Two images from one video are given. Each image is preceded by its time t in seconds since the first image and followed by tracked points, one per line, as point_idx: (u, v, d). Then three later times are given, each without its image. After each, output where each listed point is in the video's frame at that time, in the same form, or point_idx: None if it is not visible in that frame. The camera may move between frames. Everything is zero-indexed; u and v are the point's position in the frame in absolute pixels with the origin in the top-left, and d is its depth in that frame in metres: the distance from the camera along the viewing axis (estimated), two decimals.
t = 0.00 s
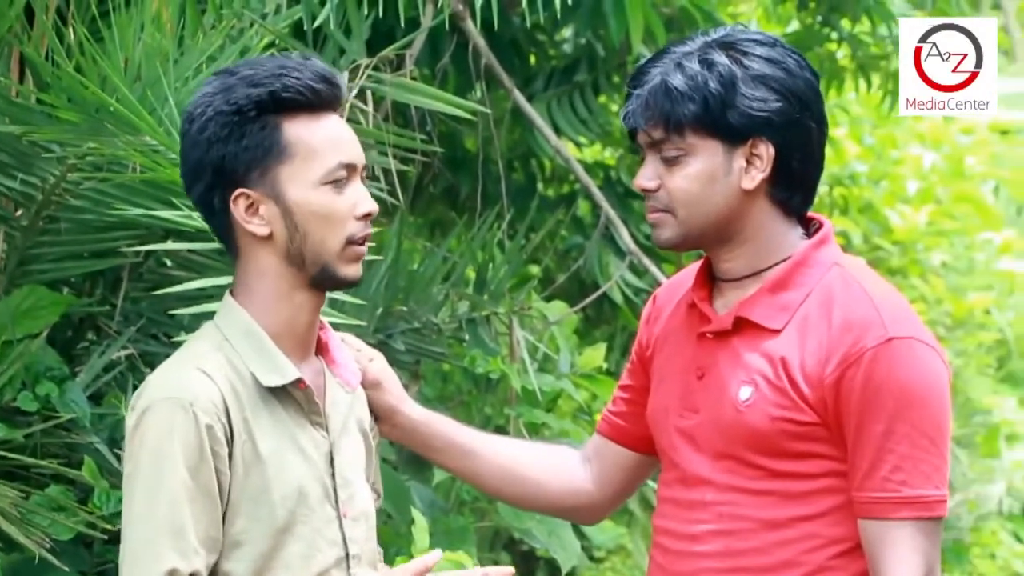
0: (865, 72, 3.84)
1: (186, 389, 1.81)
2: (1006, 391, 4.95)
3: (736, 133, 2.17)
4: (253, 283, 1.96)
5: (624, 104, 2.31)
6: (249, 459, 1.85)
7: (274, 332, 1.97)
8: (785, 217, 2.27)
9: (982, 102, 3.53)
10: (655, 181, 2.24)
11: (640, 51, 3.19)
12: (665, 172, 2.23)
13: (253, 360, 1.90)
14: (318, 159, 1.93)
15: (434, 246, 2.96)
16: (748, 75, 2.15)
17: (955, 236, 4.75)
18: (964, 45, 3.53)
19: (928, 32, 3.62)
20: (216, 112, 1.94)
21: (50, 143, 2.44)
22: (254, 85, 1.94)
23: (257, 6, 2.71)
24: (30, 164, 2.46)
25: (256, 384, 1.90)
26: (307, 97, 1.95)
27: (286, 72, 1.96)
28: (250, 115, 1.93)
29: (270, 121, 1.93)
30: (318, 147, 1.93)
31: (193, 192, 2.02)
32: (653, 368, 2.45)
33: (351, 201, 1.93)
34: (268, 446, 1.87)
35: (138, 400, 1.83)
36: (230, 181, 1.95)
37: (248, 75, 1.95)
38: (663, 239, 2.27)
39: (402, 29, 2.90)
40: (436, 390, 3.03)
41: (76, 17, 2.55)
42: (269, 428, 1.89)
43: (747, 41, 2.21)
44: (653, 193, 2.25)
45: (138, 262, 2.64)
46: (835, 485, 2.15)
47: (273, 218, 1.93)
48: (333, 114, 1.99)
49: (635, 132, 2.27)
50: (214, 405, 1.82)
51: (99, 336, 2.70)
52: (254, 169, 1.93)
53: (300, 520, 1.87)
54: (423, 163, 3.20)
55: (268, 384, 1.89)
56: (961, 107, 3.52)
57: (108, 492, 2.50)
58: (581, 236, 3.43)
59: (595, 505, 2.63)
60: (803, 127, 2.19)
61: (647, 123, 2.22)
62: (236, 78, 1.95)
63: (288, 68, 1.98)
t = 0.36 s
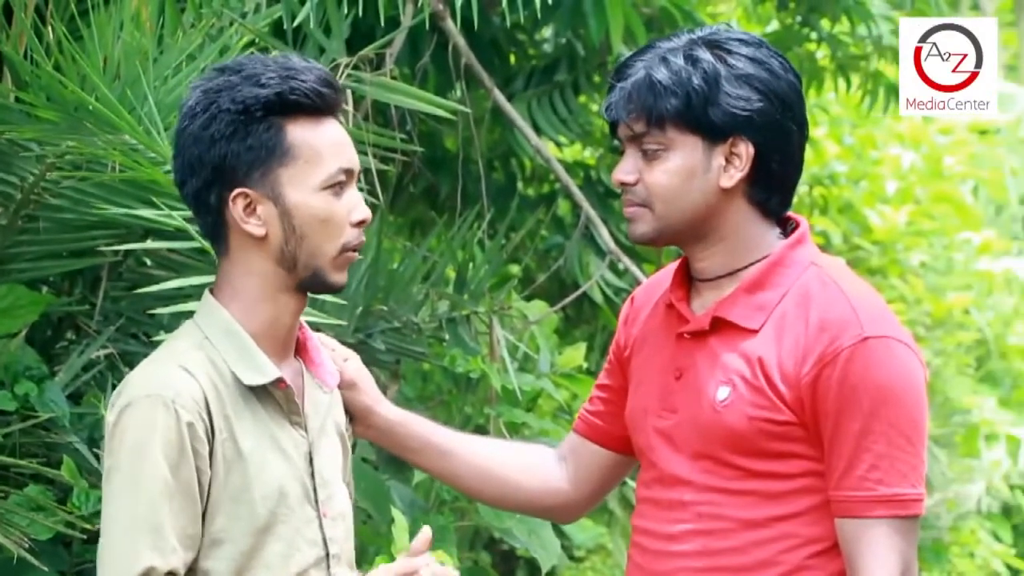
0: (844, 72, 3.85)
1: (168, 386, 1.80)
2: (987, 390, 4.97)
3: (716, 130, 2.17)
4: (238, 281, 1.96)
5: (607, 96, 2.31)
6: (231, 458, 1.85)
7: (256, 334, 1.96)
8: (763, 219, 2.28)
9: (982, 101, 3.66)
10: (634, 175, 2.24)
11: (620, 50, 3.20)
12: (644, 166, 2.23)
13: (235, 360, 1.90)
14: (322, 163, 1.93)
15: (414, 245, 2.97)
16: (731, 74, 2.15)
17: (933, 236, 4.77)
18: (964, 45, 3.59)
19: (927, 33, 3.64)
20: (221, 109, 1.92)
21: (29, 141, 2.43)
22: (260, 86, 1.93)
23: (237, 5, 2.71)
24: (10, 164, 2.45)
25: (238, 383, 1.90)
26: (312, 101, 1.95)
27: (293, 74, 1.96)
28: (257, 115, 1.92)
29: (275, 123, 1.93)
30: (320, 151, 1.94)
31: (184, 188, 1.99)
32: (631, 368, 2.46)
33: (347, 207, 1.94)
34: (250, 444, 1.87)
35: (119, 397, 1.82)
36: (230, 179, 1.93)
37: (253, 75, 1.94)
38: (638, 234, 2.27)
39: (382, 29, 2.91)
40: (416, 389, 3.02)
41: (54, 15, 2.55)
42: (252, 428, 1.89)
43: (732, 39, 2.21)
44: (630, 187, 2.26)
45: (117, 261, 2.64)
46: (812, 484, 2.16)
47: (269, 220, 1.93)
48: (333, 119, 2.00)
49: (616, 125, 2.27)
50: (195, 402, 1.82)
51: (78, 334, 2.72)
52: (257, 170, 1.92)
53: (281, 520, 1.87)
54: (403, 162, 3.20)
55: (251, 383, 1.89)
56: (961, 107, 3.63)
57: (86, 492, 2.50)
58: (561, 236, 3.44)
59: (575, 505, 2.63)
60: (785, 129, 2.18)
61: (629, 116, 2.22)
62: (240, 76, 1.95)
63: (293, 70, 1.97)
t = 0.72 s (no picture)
0: (836, 71, 3.86)
1: (160, 386, 1.80)
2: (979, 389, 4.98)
3: (713, 131, 2.16)
4: (231, 281, 1.96)
5: (604, 90, 2.30)
6: (223, 457, 1.84)
7: (246, 334, 1.97)
8: (754, 219, 2.28)
9: (982, 101, 3.73)
10: (627, 169, 2.24)
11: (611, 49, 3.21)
12: (638, 162, 2.23)
13: (226, 360, 1.90)
14: (315, 162, 1.94)
15: (406, 243, 2.97)
16: (730, 75, 2.14)
17: (926, 235, 4.79)
18: (963, 46, 3.63)
19: (926, 33, 3.66)
20: (214, 111, 1.92)
21: (21, 141, 2.44)
22: (254, 87, 1.93)
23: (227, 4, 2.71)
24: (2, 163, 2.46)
25: (229, 382, 1.90)
26: (305, 101, 1.95)
27: (285, 74, 1.96)
28: (250, 116, 1.92)
29: (269, 124, 1.93)
30: (315, 151, 1.94)
31: (178, 188, 1.99)
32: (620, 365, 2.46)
33: (341, 206, 1.95)
34: (240, 442, 1.87)
35: (111, 398, 1.81)
36: (224, 181, 1.93)
37: (245, 75, 1.94)
38: (628, 229, 2.27)
39: (373, 27, 2.91)
40: (409, 388, 3.04)
41: (45, 13, 2.54)
42: (241, 427, 1.89)
43: (731, 39, 2.19)
44: (622, 181, 2.25)
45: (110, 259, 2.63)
46: (801, 481, 2.16)
47: (264, 220, 1.93)
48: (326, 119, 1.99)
49: (612, 119, 2.26)
50: (188, 402, 1.81)
51: (71, 333, 2.72)
52: (250, 171, 1.92)
53: (273, 518, 1.87)
54: (395, 161, 3.21)
55: (242, 382, 1.90)
56: (961, 107, 3.69)
57: (79, 491, 2.51)
58: (553, 234, 3.44)
59: (565, 503, 2.64)
60: (780, 133, 2.19)
61: (626, 111, 2.21)
62: (232, 78, 1.94)
63: (286, 69, 1.97)
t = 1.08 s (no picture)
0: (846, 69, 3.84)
1: (171, 379, 1.80)
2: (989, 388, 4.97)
3: (711, 152, 2.14)
4: (229, 277, 1.97)
5: (595, 134, 2.25)
6: (234, 449, 1.84)
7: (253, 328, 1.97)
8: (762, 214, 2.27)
9: (982, 101, 3.62)
10: (634, 203, 2.21)
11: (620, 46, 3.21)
12: (644, 194, 2.20)
13: (236, 352, 1.90)
14: (301, 165, 1.91)
15: (415, 242, 2.97)
16: (719, 95, 2.11)
17: (937, 234, 4.79)
18: (964, 45, 3.56)
19: (927, 32, 3.65)
20: (205, 109, 1.93)
21: (31, 139, 2.43)
22: (244, 85, 1.92)
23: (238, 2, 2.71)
24: (11, 161, 2.46)
25: (240, 374, 1.90)
26: (293, 103, 1.93)
27: (280, 75, 1.94)
28: (236, 115, 1.92)
29: (254, 123, 1.92)
30: (300, 152, 1.91)
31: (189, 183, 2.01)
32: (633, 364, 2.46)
33: (331, 209, 1.92)
34: (253, 434, 1.86)
35: (121, 391, 1.81)
36: (214, 177, 1.94)
37: (242, 74, 1.93)
38: (647, 256, 2.26)
39: (383, 26, 2.91)
40: (419, 386, 3.05)
41: (56, 12, 2.54)
42: (254, 416, 1.89)
43: (710, 55, 2.16)
44: (633, 214, 2.23)
45: (120, 258, 2.64)
46: (814, 479, 2.15)
47: (250, 219, 1.92)
48: (329, 120, 1.97)
49: (608, 157, 2.22)
50: (199, 395, 1.81)
51: (81, 332, 2.73)
52: (237, 169, 1.92)
53: (283, 510, 1.87)
54: (404, 160, 3.21)
55: (252, 373, 1.89)
56: (961, 106, 3.61)
57: (90, 488, 2.51)
58: (563, 233, 3.44)
59: (576, 501, 2.63)
60: (776, 135, 2.17)
61: (622, 149, 2.17)
62: (231, 74, 1.94)
63: (282, 70, 1.95)
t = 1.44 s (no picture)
0: (859, 68, 3.83)
1: (181, 380, 1.80)
2: (1003, 387, 4.96)
3: (733, 136, 2.15)
4: (240, 276, 1.97)
5: (618, 96, 2.27)
6: (245, 449, 1.84)
7: (269, 327, 1.97)
8: (773, 218, 2.27)
9: (981, 102, 3.63)
10: (644, 175, 2.22)
11: (633, 45, 3.21)
12: (654, 167, 2.21)
13: (247, 352, 1.90)
14: (308, 163, 1.91)
15: (429, 242, 2.98)
16: (748, 79, 2.13)
17: (951, 233, 4.78)
18: (964, 45, 3.60)
19: (927, 32, 3.66)
20: (218, 104, 1.95)
21: (46, 139, 2.44)
22: (256, 83, 1.94)
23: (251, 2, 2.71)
24: (25, 160, 2.47)
25: (252, 374, 1.90)
26: (303, 102, 1.94)
27: (294, 73, 1.95)
28: (245, 112, 1.93)
29: (264, 120, 1.93)
30: (308, 151, 1.91)
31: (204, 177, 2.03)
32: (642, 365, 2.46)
33: (338, 209, 1.91)
34: (263, 434, 1.86)
35: (132, 391, 1.82)
36: (225, 174, 1.95)
37: (256, 72, 1.96)
38: (645, 233, 2.26)
39: (396, 25, 2.91)
40: (432, 385, 3.05)
41: (70, 12, 2.55)
42: (265, 416, 1.89)
43: (745, 41, 2.18)
44: (641, 187, 2.23)
45: (134, 258, 2.65)
46: (825, 480, 2.15)
47: (259, 216, 1.93)
48: (345, 121, 1.98)
49: (627, 124, 2.23)
50: (207, 396, 1.82)
51: (95, 331, 2.73)
52: (247, 165, 1.93)
53: (296, 510, 1.87)
54: (417, 159, 3.21)
55: (264, 373, 1.90)
56: (961, 107, 3.63)
57: (104, 488, 2.52)
58: (576, 232, 3.44)
59: (590, 502, 2.64)
60: (796, 134, 2.18)
61: (644, 116, 2.19)
62: (246, 72, 1.96)
63: (299, 69, 1.97)
